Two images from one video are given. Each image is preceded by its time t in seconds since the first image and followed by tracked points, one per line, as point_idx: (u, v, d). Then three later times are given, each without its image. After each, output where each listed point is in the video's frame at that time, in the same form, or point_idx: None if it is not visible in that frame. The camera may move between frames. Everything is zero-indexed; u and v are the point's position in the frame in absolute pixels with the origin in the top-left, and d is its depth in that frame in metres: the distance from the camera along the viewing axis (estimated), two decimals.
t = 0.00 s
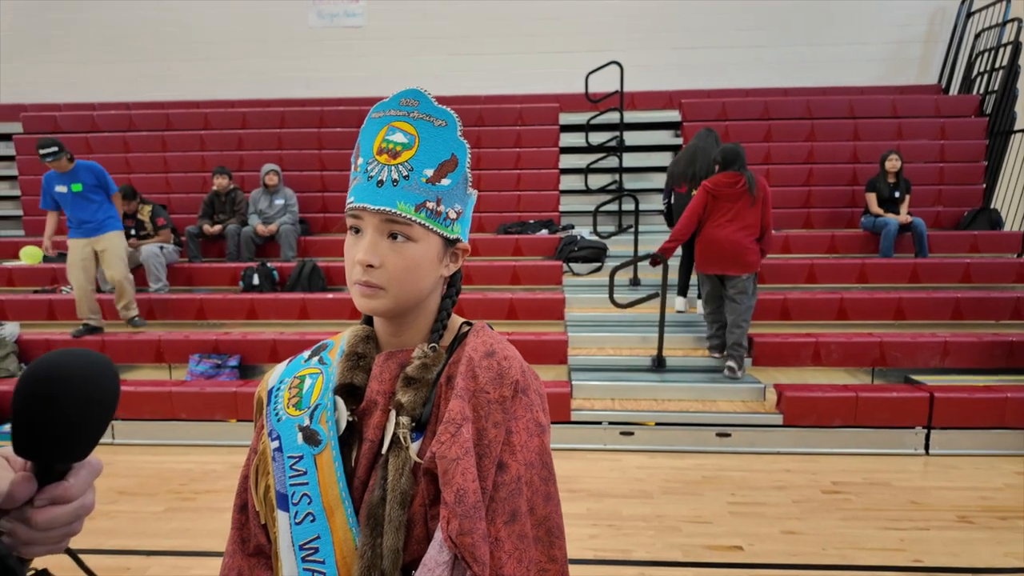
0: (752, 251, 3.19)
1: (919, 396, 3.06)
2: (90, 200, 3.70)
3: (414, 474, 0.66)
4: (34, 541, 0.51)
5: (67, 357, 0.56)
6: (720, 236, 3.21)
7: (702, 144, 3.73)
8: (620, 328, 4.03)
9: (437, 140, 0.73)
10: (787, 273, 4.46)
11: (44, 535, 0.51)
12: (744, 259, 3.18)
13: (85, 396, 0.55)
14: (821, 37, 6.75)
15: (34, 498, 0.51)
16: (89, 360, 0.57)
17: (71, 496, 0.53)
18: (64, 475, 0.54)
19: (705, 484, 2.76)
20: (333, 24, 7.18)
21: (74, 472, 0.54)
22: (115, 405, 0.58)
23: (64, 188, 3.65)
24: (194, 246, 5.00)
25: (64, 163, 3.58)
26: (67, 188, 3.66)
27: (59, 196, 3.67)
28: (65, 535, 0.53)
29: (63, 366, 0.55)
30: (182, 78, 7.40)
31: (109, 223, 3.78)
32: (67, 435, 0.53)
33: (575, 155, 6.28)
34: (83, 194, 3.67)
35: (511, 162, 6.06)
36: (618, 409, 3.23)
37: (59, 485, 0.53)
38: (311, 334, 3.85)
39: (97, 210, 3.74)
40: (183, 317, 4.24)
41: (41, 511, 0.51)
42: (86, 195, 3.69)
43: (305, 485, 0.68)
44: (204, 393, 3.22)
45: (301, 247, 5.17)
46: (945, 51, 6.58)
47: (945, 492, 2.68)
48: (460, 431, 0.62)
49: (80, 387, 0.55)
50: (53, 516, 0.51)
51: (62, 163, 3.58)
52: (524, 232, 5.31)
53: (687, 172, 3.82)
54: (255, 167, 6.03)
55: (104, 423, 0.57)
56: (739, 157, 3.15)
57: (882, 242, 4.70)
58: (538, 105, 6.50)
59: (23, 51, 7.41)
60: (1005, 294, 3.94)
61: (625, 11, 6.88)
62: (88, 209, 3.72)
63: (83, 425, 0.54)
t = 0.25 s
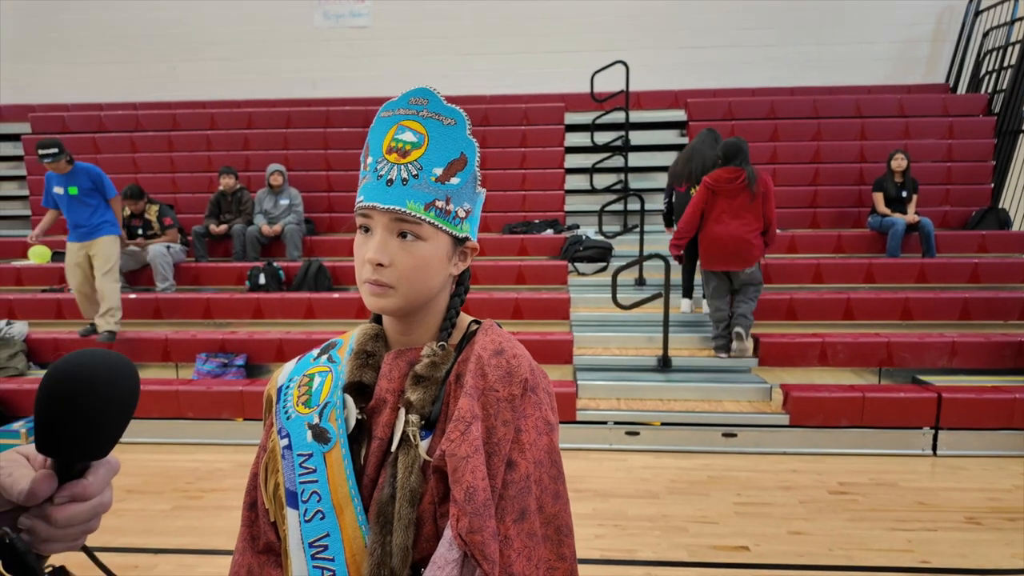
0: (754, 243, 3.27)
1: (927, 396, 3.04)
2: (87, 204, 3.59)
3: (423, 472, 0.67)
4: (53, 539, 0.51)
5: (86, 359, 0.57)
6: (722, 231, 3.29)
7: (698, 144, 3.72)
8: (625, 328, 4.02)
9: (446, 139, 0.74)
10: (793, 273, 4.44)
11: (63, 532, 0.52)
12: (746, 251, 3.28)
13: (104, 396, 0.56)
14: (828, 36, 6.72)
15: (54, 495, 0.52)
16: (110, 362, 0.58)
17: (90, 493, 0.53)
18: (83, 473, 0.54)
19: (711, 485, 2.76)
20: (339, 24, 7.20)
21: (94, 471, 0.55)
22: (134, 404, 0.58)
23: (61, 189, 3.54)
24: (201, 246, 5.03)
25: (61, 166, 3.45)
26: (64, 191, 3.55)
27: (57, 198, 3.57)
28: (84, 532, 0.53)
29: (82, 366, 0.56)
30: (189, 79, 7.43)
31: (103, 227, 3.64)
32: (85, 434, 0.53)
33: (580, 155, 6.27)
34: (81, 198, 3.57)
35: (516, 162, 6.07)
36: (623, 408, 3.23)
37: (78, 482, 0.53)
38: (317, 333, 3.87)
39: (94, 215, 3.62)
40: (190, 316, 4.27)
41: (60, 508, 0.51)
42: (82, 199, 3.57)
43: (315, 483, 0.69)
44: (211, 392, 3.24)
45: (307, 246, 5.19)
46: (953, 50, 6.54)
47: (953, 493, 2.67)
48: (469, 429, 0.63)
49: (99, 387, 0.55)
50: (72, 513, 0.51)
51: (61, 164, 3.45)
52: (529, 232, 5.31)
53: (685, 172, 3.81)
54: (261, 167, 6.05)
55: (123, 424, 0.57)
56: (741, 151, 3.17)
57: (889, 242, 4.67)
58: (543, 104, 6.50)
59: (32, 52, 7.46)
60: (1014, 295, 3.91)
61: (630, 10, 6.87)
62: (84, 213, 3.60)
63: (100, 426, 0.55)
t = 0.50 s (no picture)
0: (760, 237, 3.28)
1: (934, 397, 3.02)
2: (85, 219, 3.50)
3: (432, 470, 0.67)
4: (60, 539, 0.52)
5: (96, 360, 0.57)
6: (727, 227, 3.29)
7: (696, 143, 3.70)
8: (630, 327, 4.01)
9: (454, 137, 0.73)
10: (799, 273, 4.43)
11: (68, 533, 0.52)
12: (754, 246, 3.28)
13: (112, 399, 0.56)
14: (834, 35, 6.69)
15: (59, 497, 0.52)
16: (117, 363, 0.58)
17: (94, 494, 0.53)
18: (88, 474, 0.55)
19: (717, 485, 2.75)
20: (344, 24, 7.21)
21: (98, 472, 0.55)
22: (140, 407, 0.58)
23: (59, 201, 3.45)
24: (207, 245, 5.05)
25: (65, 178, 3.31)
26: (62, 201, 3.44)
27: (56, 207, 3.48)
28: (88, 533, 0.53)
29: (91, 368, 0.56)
30: (194, 79, 7.46)
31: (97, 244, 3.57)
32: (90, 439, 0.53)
33: (585, 154, 6.27)
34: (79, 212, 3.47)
35: (521, 161, 6.07)
36: (628, 408, 3.22)
37: (83, 483, 0.53)
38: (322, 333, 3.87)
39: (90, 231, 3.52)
40: (195, 315, 4.28)
41: (65, 509, 0.52)
42: (80, 213, 3.47)
43: (323, 481, 0.68)
44: (216, 391, 3.25)
45: (312, 246, 5.20)
46: (960, 49, 6.51)
47: (961, 494, 2.65)
48: (478, 427, 0.63)
49: (104, 389, 0.55)
50: (77, 514, 0.52)
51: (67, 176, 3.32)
52: (533, 231, 5.31)
53: (684, 171, 3.80)
54: (267, 167, 6.07)
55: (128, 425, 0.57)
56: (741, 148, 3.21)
57: (895, 242, 4.65)
58: (548, 104, 6.49)
59: (39, 52, 7.50)
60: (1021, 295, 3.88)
61: (635, 10, 6.86)
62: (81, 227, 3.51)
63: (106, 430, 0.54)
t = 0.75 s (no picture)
0: (763, 236, 3.25)
1: (938, 397, 3.01)
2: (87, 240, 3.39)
3: (439, 471, 0.67)
4: (94, 533, 0.48)
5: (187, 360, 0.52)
6: (728, 227, 3.28)
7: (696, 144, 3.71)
8: (633, 328, 4.01)
9: (460, 139, 0.73)
10: (802, 273, 4.42)
11: (102, 528, 0.48)
12: (756, 245, 3.25)
13: (192, 398, 0.50)
14: (838, 34, 6.68)
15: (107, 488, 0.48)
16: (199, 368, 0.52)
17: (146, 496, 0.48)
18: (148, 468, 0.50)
19: (720, 485, 2.75)
20: (347, 24, 7.22)
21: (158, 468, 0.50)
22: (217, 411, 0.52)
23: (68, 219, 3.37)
24: (210, 245, 5.06)
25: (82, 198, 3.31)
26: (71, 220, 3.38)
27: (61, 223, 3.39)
28: (120, 532, 0.49)
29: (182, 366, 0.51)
30: (197, 79, 7.48)
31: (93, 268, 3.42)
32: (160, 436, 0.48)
33: (587, 154, 6.26)
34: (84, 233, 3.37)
35: (523, 161, 6.07)
36: (631, 409, 3.22)
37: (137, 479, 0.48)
38: (325, 333, 3.88)
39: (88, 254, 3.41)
40: (199, 315, 4.29)
41: (114, 500, 0.48)
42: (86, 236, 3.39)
43: (330, 482, 0.69)
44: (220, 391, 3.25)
45: (315, 246, 5.21)
46: (965, 48, 6.48)
47: (965, 495, 2.64)
48: (485, 429, 0.63)
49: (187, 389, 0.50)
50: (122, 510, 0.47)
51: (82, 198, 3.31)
52: (536, 231, 5.31)
53: (686, 172, 3.79)
54: (270, 167, 6.08)
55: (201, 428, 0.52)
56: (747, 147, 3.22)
57: (899, 242, 4.64)
58: (551, 104, 6.49)
59: (44, 52, 7.53)
60: None
61: (638, 9, 6.86)
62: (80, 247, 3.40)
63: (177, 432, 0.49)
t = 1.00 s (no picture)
0: (767, 239, 3.25)
1: (941, 398, 3.01)
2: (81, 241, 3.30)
3: (452, 472, 0.67)
4: (160, 498, 0.56)
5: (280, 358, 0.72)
6: (734, 228, 3.29)
7: (695, 145, 3.74)
8: (635, 328, 4.01)
9: (471, 137, 0.73)
10: (805, 273, 4.42)
11: (170, 495, 0.56)
12: (760, 245, 3.25)
13: (273, 390, 0.68)
14: (840, 33, 6.67)
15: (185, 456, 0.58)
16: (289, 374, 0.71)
17: (216, 466, 0.58)
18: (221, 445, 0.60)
19: (723, 486, 2.74)
20: (350, 24, 7.22)
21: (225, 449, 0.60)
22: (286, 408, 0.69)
23: (61, 220, 3.27)
24: (212, 245, 5.07)
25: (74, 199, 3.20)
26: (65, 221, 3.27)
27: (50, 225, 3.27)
28: (182, 504, 0.57)
29: (273, 363, 0.70)
30: (200, 79, 7.48)
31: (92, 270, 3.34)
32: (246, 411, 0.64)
33: (590, 154, 6.26)
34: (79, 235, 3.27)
35: (525, 161, 6.08)
36: (634, 409, 3.22)
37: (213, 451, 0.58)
38: (328, 332, 3.88)
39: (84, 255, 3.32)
40: (201, 315, 4.29)
41: (192, 465, 0.57)
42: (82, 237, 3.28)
43: (342, 483, 0.68)
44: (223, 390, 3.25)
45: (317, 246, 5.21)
46: (968, 48, 6.47)
47: (969, 495, 2.64)
48: (500, 431, 0.63)
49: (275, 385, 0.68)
50: (197, 473, 0.56)
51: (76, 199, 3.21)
52: (538, 231, 5.31)
53: (691, 173, 3.76)
54: (272, 167, 6.08)
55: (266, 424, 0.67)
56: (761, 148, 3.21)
57: (902, 241, 4.63)
58: (553, 104, 6.49)
59: (46, 52, 7.53)
60: None
61: (641, 9, 6.85)
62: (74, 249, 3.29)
63: (257, 411, 0.65)
